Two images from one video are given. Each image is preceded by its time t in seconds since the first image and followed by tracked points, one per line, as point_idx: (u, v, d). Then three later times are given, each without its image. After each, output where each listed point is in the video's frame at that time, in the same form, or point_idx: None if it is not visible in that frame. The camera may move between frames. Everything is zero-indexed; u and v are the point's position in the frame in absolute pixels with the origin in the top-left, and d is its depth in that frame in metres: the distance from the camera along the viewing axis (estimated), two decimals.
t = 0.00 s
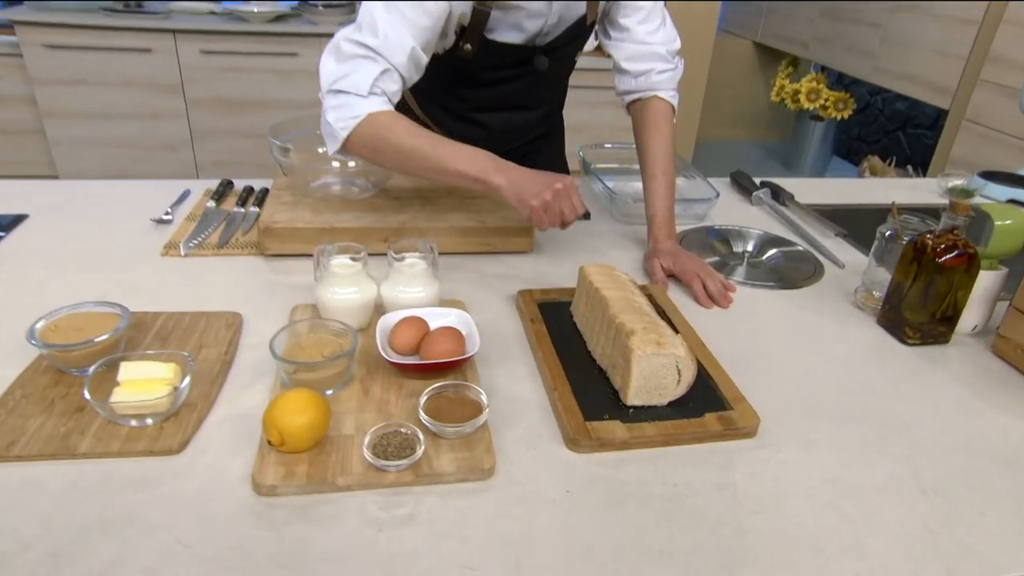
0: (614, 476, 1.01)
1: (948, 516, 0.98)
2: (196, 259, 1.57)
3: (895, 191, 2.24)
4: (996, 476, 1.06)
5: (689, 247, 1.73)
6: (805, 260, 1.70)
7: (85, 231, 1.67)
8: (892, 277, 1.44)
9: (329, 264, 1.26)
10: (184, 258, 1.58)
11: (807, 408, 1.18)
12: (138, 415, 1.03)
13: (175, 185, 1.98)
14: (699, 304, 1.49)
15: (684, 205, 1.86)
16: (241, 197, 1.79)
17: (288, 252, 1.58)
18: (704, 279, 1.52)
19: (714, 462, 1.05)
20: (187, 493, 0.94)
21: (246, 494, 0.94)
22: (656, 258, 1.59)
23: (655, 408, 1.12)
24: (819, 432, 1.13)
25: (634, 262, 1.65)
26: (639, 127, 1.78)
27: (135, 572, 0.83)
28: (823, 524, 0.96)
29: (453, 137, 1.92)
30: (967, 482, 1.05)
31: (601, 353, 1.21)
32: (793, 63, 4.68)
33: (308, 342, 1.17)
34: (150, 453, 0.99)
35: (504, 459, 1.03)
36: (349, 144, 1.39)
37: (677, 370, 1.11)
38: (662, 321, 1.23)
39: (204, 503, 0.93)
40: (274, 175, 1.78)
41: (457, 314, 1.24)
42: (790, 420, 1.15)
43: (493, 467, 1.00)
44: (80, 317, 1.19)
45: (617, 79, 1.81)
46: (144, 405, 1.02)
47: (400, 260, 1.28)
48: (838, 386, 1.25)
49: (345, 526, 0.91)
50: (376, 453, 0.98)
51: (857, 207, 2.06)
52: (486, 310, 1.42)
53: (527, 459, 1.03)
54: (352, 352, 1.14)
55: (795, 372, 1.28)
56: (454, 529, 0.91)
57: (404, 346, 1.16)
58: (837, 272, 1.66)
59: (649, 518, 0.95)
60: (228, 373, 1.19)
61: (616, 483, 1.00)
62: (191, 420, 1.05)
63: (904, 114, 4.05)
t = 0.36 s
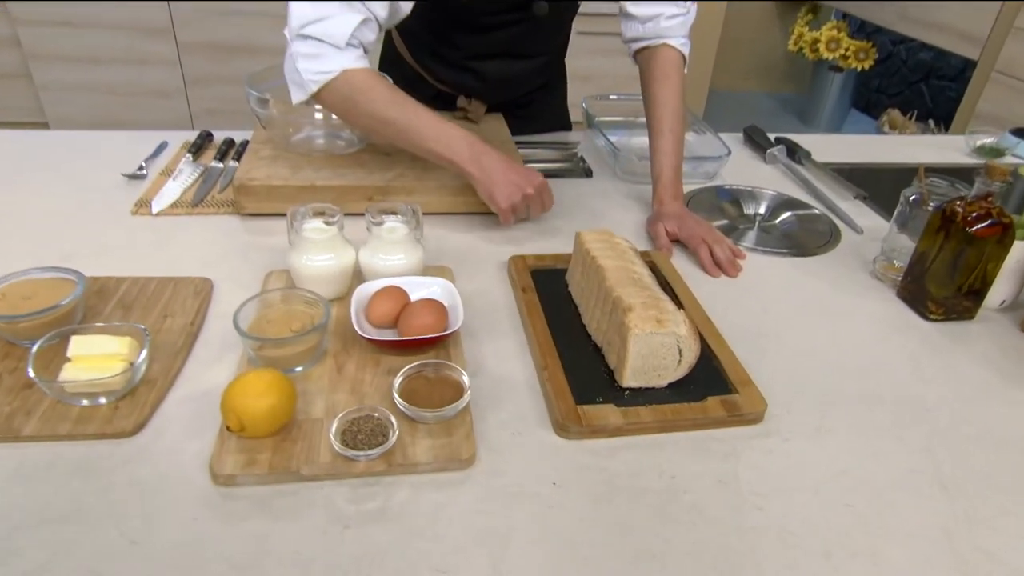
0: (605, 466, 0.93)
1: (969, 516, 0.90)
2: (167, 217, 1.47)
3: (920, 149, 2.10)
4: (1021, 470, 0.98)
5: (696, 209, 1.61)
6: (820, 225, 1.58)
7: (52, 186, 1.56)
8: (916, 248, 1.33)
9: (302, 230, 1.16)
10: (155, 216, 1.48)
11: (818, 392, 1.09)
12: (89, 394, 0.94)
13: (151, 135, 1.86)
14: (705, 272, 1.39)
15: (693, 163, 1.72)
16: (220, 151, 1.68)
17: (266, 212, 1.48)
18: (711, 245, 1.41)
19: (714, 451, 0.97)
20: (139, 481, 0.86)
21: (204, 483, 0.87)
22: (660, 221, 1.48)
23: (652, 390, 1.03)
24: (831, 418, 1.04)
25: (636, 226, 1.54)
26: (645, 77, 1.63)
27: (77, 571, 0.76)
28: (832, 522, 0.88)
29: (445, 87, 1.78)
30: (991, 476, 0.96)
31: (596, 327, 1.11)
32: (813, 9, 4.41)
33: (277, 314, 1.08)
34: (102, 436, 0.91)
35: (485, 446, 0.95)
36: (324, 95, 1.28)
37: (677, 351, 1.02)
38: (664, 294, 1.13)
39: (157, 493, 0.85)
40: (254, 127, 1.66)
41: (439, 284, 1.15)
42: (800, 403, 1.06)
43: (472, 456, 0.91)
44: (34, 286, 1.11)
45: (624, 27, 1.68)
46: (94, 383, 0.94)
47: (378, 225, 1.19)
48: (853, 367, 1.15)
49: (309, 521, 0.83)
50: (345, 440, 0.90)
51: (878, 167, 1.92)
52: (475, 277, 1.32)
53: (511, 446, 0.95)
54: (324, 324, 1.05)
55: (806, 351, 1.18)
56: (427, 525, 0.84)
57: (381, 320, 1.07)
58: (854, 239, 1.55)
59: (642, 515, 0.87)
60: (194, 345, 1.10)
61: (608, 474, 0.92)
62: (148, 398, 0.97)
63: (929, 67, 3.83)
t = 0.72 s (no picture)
0: (603, 467, 0.85)
1: (1005, 527, 0.81)
2: (141, 179, 1.36)
3: (952, 110, 1.95)
4: None
5: (710, 175, 1.50)
6: (844, 194, 1.47)
7: (19, 145, 1.46)
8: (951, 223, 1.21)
9: (277, 198, 1.06)
10: (127, 178, 1.37)
11: (840, 383, 1.00)
12: (41, 381, 0.86)
13: (128, 89, 1.74)
14: (717, 246, 1.28)
15: (707, 123, 1.60)
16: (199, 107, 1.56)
17: (246, 175, 1.37)
18: (725, 216, 1.30)
19: (724, 451, 0.88)
20: (93, 481, 0.79)
21: (163, 483, 0.79)
22: (671, 189, 1.37)
23: (658, 380, 0.94)
24: (853, 414, 0.95)
25: (645, 193, 1.43)
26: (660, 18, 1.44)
27: None
28: (854, 534, 0.80)
29: (440, 40, 1.63)
30: None
31: (598, 309, 1.02)
32: None
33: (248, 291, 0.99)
34: (55, 428, 0.84)
35: (473, 443, 0.87)
36: None
37: (686, 338, 0.92)
38: (673, 272, 1.03)
39: (111, 494, 0.78)
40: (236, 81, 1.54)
41: (427, 258, 1.04)
42: (819, 396, 0.97)
43: (458, 455, 0.83)
44: None
45: None
46: (46, 369, 0.85)
47: (361, 193, 1.07)
48: (878, 355, 1.06)
49: (276, 527, 0.76)
50: (317, 437, 0.82)
51: (907, 130, 1.79)
52: (469, 250, 1.22)
53: (501, 443, 0.87)
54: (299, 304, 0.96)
55: (827, 337, 1.08)
56: (406, 534, 0.76)
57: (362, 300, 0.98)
58: (881, 210, 1.44)
59: (643, 523, 0.79)
60: (160, 325, 1.01)
61: (607, 476, 0.84)
62: (106, 385, 0.89)
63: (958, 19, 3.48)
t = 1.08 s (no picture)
0: (608, 478, 0.78)
1: None
2: (115, 148, 1.27)
3: (985, 76, 1.83)
4: None
5: (727, 146, 1.39)
6: (870, 168, 1.36)
7: None
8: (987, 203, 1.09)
9: (253, 174, 0.96)
10: (99, 147, 1.27)
11: (868, 382, 0.91)
12: None
13: (105, 48, 1.62)
14: (734, 226, 1.18)
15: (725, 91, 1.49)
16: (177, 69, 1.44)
17: (228, 145, 1.28)
18: (744, 194, 1.20)
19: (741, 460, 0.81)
20: (48, 493, 0.72)
21: (124, 496, 0.72)
22: (685, 163, 1.26)
23: (670, 380, 0.86)
24: (883, 418, 0.87)
25: (657, 166, 1.33)
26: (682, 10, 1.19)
27: None
28: (884, 557, 0.72)
29: None
30: None
31: (605, 300, 0.93)
32: None
33: (220, 276, 0.90)
34: (8, 432, 0.76)
35: (465, 450, 0.79)
36: None
37: (702, 335, 0.84)
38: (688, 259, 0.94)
39: (67, 508, 0.71)
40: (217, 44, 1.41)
41: (417, 240, 0.95)
42: (845, 398, 0.89)
43: (448, 465, 0.76)
44: None
45: None
46: None
47: (347, 169, 0.97)
48: (908, 350, 0.97)
49: (247, 547, 0.69)
50: (293, 445, 0.74)
51: (937, 98, 1.68)
52: (466, 230, 1.13)
53: (497, 451, 0.79)
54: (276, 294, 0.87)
55: (852, 330, 1.00)
56: (390, 555, 0.69)
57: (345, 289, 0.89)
58: (910, 186, 1.33)
59: (651, 543, 0.72)
60: (128, 314, 0.93)
61: (613, 489, 0.77)
62: (65, 383, 0.81)
63: None
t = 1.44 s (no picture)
0: (609, 497, 0.71)
1: None
2: (82, 124, 1.17)
3: (1012, 46, 1.72)
4: None
5: (739, 122, 1.30)
6: (891, 147, 1.27)
7: None
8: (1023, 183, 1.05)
9: (221, 157, 0.86)
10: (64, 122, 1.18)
11: (893, 387, 0.84)
12: None
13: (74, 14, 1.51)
14: (747, 211, 1.10)
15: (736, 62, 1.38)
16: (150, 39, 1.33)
17: (202, 121, 1.18)
18: (757, 176, 1.12)
19: (754, 476, 0.74)
20: None
21: (75, 519, 0.65)
22: (694, 141, 1.17)
23: (678, 386, 0.79)
24: (909, 428, 0.79)
25: (664, 145, 1.24)
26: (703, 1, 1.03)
27: None
28: None
29: None
30: None
31: (608, 296, 0.86)
32: None
33: (187, 270, 0.82)
34: None
35: (453, 465, 0.72)
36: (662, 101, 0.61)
37: (714, 338, 0.76)
38: (699, 251, 0.86)
39: (12, 533, 0.64)
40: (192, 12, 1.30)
41: (402, 228, 0.87)
42: (867, 405, 0.82)
43: (433, 484, 0.69)
44: None
45: None
46: None
47: (325, 150, 0.88)
48: (935, 350, 0.90)
49: None
50: (262, 464, 0.67)
51: (962, 71, 1.57)
52: (458, 215, 1.05)
53: (487, 466, 0.72)
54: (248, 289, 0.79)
55: (874, 328, 0.92)
56: None
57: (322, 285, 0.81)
58: (934, 167, 1.24)
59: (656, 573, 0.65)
60: (89, 310, 0.86)
61: (614, 509, 0.70)
62: (14, 391, 0.74)
63: None
